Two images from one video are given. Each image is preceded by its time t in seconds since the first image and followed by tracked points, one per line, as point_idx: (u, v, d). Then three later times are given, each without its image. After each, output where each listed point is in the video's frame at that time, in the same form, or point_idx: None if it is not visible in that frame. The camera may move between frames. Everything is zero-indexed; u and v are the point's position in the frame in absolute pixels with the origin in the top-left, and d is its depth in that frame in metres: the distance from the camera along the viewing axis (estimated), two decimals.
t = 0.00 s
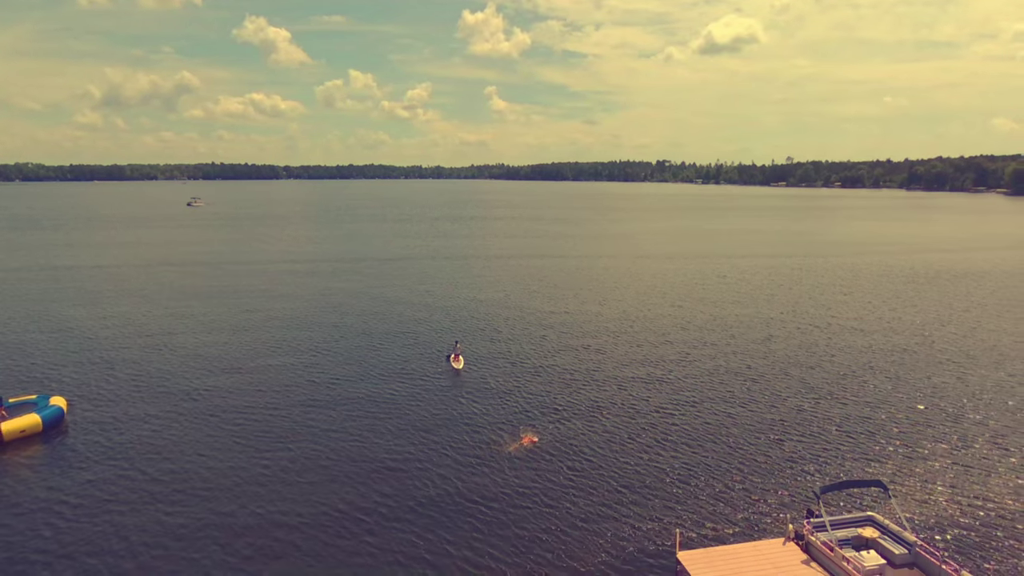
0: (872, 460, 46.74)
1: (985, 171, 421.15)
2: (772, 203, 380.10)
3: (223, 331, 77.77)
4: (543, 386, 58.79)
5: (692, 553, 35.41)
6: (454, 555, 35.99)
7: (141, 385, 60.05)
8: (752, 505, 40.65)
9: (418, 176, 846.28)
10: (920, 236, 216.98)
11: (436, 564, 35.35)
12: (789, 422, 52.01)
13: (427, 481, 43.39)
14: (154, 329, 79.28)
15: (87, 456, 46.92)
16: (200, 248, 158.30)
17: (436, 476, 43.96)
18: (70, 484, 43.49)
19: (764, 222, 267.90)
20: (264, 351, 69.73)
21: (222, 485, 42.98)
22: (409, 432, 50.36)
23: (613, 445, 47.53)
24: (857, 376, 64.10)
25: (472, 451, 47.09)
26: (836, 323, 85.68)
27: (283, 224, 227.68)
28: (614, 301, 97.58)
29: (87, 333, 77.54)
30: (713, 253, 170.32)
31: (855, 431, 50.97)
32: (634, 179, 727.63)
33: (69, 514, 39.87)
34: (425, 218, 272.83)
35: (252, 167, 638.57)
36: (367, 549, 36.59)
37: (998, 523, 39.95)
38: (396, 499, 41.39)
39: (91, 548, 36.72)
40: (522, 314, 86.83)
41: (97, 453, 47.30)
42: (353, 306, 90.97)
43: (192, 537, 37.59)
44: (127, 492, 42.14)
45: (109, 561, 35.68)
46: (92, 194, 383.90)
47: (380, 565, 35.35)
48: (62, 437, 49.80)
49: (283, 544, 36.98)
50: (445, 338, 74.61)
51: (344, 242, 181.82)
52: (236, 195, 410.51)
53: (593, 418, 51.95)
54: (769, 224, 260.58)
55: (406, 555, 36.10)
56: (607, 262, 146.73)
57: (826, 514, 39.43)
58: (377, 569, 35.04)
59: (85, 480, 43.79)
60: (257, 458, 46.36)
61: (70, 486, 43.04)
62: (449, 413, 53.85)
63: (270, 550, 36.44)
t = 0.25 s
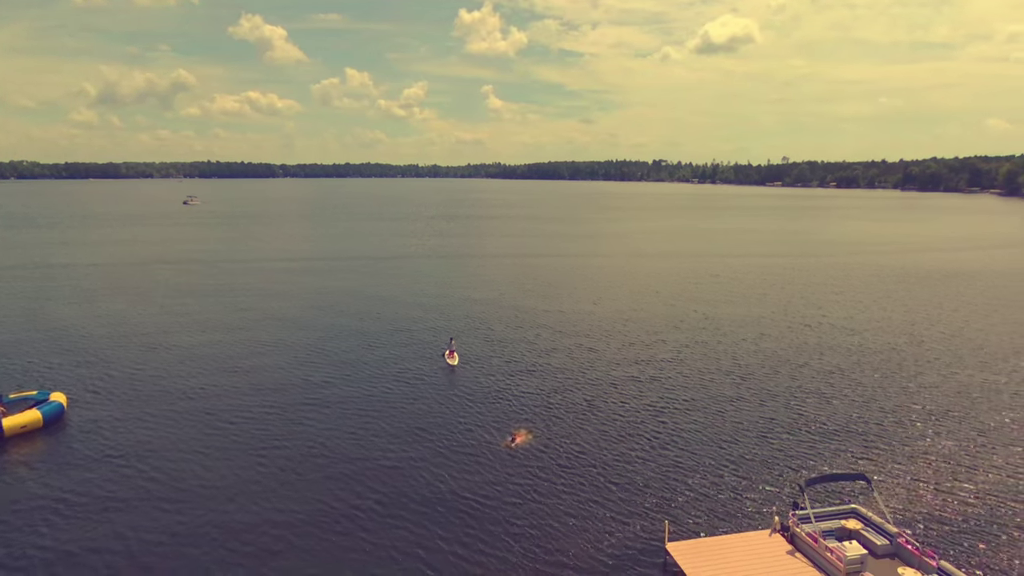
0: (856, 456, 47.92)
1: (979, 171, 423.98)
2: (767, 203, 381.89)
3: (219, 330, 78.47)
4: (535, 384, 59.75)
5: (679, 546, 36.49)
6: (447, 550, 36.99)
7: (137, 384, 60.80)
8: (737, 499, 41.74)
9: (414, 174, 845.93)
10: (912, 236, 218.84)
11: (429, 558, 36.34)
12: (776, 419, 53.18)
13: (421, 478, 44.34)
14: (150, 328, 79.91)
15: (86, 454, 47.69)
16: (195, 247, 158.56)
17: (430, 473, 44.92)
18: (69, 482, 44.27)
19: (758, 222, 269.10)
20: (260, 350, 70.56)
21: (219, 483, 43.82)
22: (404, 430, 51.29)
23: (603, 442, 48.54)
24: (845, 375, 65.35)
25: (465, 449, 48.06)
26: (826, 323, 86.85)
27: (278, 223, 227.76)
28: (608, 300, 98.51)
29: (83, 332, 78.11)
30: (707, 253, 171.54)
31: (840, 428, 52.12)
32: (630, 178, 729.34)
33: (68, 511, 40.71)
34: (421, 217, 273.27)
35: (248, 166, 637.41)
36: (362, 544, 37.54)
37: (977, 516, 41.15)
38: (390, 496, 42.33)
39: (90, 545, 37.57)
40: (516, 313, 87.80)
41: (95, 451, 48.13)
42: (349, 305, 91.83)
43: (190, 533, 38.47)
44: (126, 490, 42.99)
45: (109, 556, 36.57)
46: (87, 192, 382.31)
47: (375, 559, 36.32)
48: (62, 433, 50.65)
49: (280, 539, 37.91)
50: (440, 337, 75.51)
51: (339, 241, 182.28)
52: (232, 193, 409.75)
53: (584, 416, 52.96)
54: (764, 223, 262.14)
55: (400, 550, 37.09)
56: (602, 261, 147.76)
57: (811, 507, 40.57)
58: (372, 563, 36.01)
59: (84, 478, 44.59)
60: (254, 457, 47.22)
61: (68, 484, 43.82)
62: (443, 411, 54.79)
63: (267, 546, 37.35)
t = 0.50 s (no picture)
0: (812, 449, 49.50)
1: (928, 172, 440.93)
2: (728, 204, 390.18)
3: (178, 337, 76.79)
4: (501, 387, 60.01)
5: (642, 541, 37.18)
6: (414, 555, 37.00)
7: (92, 394, 59.11)
8: (699, 495, 42.70)
9: (379, 176, 839.10)
10: (866, 236, 226.55)
11: (396, 564, 36.30)
12: (736, 415, 54.58)
13: (387, 484, 44.16)
14: (105, 335, 77.74)
15: (38, 469, 46.18)
16: (153, 251, 154.76)
17: (395, 479, 44.78)
18: (20, 497, 42.85)
19: (720, 222, 274.90)
20: (222, 357, 69.35)
21: (178, 495, 42.86)
22: (369, 436, 50.99)
23: (568, 443, 49.09)
24: (801, 371, 67.37)
25: (430, 453, 48.03)
26: (785, 321, 89.32)
27: (239, 225, 223.53)
28: (574, 302, 99.53)
29: (34, 341, 75.59)
30: (670, 253, 174.66)
31: (797, 424, 53.72)
32: (595, 180, 736.74)
33: (20, 527, 39.46)
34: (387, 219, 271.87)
35: (208, 167, 623.93)
36: (328, 552, 37.29)
37: (925, 505, 42.93)
38: (356, 504, 42.04)
39: (43, 561, 36.48)
40: (482, 315, 88.05)
41: (48, 465, 46.65)
42: (312, 309, 90.85)
43: (149, 546, 37.67)
44: (81, 504, 41.83)
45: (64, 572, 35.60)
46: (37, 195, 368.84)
47: (341, 566, 36.14)
48: (13, 446, 49.08)
49: (243, 550, 37.41)
50: (406, 340, 75.32)
51: (303, 244, 179.93)
52: (190, 195, 400.21)
53: (550, 417, 53.43)
54: (725, 224, 268.05)
55: (366, 556, 36.94)
56: (568, 263, 149.19)
57: (769, 500, 41.78)
58: (338, 570, 35.82)
59: (36, 493, 43.20)
60: (215, 467, 46.34)
61: (20, 500, 42.42)
62: (409, 415, 54.64)
63: (230, 557, 36.82)
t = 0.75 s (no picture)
0: (733, 438, 51.99)
1: (835, 173, 470.49)
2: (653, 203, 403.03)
3: (88, 350, 72.40)
4: (433, 390, 59.75)
5: (575, 536, 37.97)
6: (346, 565, 36.50)
7: None
8: (628, 489, 43.98)
9: (304, 177, 816.32)
10: (781, 233, 239.55)
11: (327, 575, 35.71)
12: (662, 409, 56.65)
13: (317, 495, 43.18)
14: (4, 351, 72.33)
15: None
16: (57, 258, 144.92)
17: (326, 490, 43.86)
18: None
19: (647, 221, 283.43)
20: (137, 370, 65.92)
21: (89, 522, 40.40)
22: (298, 447, 49.67)
23: (501, 444, 49.42)
24: (723, 364, 70.59)
25: (362, 461, 47.30)
26: (708, 316, 93.12)
27: (154, 229, 212.64)
28: (507, 303, 100.25)
29: None
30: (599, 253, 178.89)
31: (720, 415, 56.18)
32: (525, 180, 743.73)
33: None
34: (315, 222, 265.04)
35: (117, 169, 589.61)
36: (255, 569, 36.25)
37: (835, 485, 45.97)
38: (285, 518, 40.90)
39: None
40: (415, 318, 87.45)
41: None
42: (236, 316, 87.69)
43: None
44: None
45: None
46: None
47: None
48: None
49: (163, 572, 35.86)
50: (338, 345, 73.89)
51: (225, 248, 173.07)
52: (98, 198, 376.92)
53: (482, 418, 53.75)
54: (651, 223, 276.96)
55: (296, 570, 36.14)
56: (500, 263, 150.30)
57: (695, 488, 43.60)
58: None
59: None
60: (131, 489, 43.98)
61: None
62: (339, 423, 53.72)
63: None
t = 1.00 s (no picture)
0: (664, 431, 53.61)
1: (756, 172, 493.05)
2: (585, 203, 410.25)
3: None
4: (367, 395, 58.66)
5: (512, 534, 38.15)
6: None
7: None
8: (564, 485, 44.59)
9: (227, 177, 785.43)
10: (706, 231, 248.85)
11: None
12: (596, 406, 57.69)
13: (246, 509, 41.59)
14: None
15: None
16: None
17: (255, 502, 42.29)
18: None
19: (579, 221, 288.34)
20: (43, 385, 61.68)
21: None
22: (224, 459, 47.66)
23: (437, 447, 49.02)
24: (654, 360, 72.61)
25: (293, 470, 45.88)
26: (638, 313, 95.66)
27: (63, 234, 199.55)
28: (442, 304, 99.72)
29: None
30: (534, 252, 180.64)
31: (651, 409, 57.79)
32: (458, 180, 741.66)
33: None
34: (240, 224, 255.47)
35: (18, 170, 549.96)
36: None
37: (759, 473, 48.10)
38: (211, 535, 39.19)
39: None
40: (347, 322, 85.68)
41: None
42: (154, 324, 83.40)
43: None
44: None
45: None
46: None
47: None
48: None
49: None
50: (266, 351, 71.52)
51: (142, 252, 164.40)
52: None
53: (417, 421, 53.26)
54: (583, 222, 282.09)
55: None
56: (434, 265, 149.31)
57: (629, 481, 44.65)
58: None
59: None
60: (37, 515, 41.01)
61: None
62: (267, 431, 51.94)
63: None
